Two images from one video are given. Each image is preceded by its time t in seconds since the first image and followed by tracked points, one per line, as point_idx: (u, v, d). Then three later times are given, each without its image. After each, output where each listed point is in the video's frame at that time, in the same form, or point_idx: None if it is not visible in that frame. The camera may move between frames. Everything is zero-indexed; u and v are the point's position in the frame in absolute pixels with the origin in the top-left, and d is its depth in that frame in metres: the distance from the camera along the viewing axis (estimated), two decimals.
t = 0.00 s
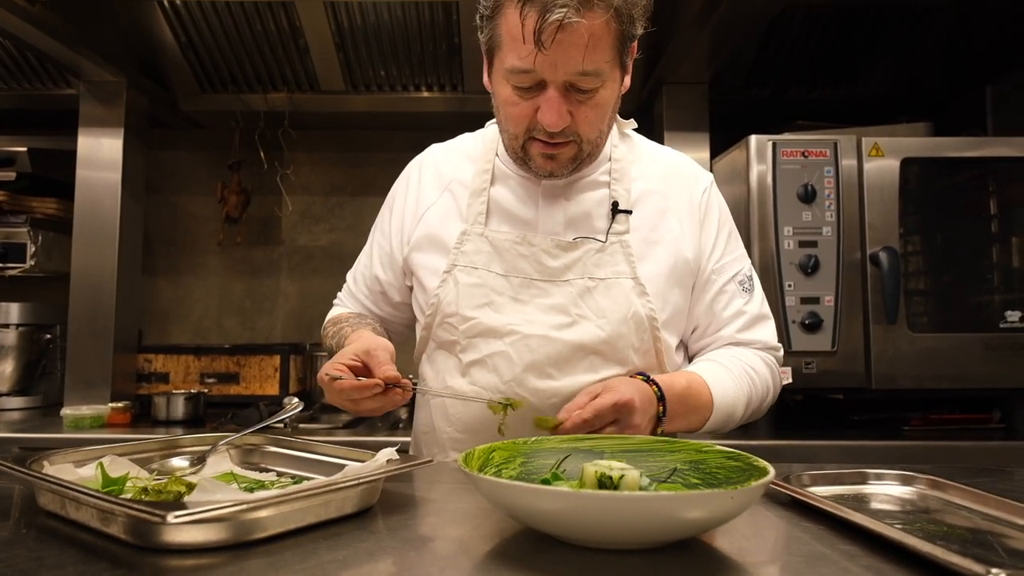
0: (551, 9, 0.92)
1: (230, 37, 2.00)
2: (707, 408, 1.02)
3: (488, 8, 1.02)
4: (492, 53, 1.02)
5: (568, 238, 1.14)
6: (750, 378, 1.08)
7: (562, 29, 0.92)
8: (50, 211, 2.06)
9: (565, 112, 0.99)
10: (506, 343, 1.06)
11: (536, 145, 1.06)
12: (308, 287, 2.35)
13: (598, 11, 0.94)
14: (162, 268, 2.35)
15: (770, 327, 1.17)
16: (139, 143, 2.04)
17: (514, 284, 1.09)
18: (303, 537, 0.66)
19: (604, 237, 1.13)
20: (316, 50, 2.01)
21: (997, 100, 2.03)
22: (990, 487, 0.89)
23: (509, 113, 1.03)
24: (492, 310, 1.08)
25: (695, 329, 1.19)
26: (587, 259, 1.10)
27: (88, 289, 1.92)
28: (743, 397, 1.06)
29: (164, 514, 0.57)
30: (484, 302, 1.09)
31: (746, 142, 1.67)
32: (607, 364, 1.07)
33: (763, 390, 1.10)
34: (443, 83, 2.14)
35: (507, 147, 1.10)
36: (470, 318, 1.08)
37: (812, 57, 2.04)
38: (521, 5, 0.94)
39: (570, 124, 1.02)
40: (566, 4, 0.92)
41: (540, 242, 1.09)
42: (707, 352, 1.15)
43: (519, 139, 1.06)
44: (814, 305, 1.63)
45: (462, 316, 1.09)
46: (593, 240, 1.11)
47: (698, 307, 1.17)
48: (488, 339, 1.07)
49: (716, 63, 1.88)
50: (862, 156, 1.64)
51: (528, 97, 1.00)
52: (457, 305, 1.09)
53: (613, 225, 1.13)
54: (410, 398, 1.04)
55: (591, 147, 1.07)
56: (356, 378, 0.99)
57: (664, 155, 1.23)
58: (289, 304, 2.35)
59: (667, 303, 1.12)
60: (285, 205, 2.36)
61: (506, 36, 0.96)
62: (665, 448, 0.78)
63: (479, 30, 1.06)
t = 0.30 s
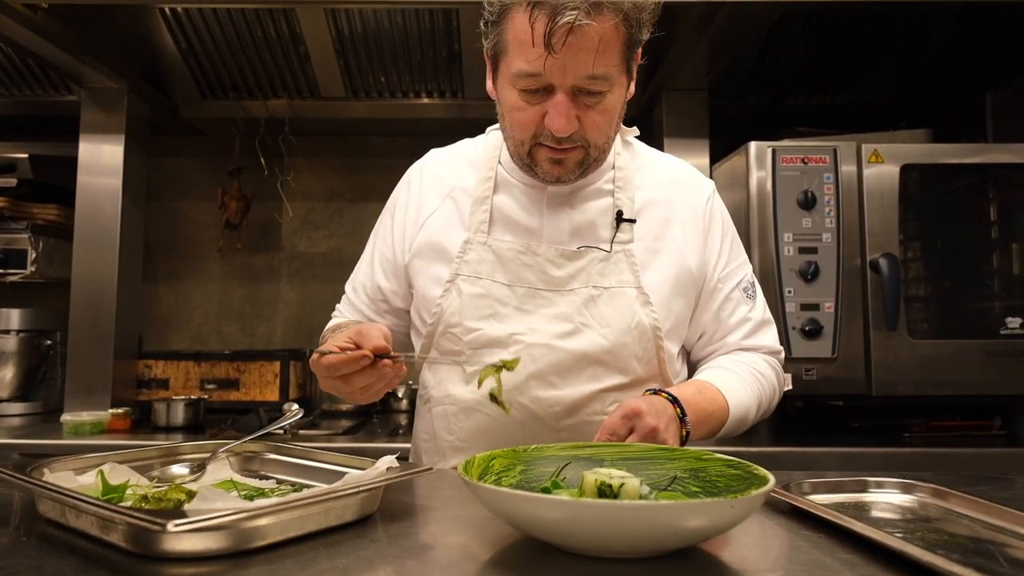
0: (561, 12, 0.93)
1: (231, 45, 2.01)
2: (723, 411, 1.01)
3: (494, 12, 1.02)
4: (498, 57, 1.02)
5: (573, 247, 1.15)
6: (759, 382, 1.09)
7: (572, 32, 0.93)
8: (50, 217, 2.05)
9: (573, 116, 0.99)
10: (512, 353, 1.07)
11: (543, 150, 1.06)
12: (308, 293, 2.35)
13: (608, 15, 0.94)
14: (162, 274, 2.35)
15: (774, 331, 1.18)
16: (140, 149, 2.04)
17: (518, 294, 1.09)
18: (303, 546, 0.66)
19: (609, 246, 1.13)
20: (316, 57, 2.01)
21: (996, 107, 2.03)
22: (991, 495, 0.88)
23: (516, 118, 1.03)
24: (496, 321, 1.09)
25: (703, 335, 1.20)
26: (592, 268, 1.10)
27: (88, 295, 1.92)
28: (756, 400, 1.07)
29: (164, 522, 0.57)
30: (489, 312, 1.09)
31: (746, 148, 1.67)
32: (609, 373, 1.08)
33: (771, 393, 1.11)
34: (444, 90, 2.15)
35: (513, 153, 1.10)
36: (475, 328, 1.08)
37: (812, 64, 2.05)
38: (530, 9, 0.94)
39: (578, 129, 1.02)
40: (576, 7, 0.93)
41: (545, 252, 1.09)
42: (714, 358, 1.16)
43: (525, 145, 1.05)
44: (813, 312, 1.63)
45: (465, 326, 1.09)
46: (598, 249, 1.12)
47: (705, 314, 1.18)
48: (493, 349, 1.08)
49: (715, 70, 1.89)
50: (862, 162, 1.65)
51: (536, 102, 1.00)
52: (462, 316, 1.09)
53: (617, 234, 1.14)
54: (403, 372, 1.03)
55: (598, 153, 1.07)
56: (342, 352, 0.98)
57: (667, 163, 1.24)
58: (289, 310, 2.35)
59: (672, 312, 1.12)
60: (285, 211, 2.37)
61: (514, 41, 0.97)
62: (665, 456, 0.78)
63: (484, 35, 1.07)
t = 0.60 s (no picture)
0: (573, 16, 0.93)
1: (231, 51, 2.02)
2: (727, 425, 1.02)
3: (503, 18, 1.02)
4: (506, 63, 1.02)
5: (582, 256, 1.15)
6: (761, 395, 1.10)
7: (584, 36, 0.92)
8: (50, 223, 2.05)
9: (583, 123, 0.99)
10: (517, 363, 1.06)
11: (551, 158, 1.05)
12: (308, 298, 2.36)
13: (619, 20, 0.94)
14: (163, 279, 2.35)
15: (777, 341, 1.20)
16: (140, 155, 2.04)
17: (526, 302, 1.09)
18: (303, 552, 0.66)
19: (618, 256, 1.13)
20: (316, 62, 2.02)
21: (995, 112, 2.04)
22: (991, 501, 0.88)
23: (524, 124, 1.03)
24: (503, 330, 1.09)
25: (706, 345, 1.21)
26: (600, 278, 1.10)
27: (88, 300, 1.92)
28: (757, 412, 1.08)
29: (164, 528, 0.57)
30: (496, 322, 1.09)
31: (746, 153, 1.68)
32: (615, 384, 1.08)
33: (773, 405, 1.12)
34: (444, 95, 2.15)
35: (521, 160, 1.09)
36: (481, 338, 1.08)
37: (811, 70, 2.06)
38: (541, 14, 0.94)
39: (588, 136, 1.01)
40: (588, 12, 0.93)
41: (554, 261, 1.09)
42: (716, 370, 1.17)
43: (534, 151, 1.05)
44: (814, 317, 1.63)
45: (471, 335, 1.09)
46: (607, 259, 1.12)
47: (710, 325, 1.18)
48: (499, 359, 1.08)
49: (715, 76, 1.89)
50: (862, 168, 1.65)
51: (545, 108, 1.00)
52: (467, 324, 1.09)
53: (627, 244, 1.14)
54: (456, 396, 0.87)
55: (608, 161, 1.07)
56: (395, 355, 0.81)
57: (675, 171, 1.24)
58: (289, 315, 2.35)
59: (680, 322, 1.12)
60: (285, 216, 2.37)
61: (524, 45, 0.96)
62: (665, 462, 0.78)
63: (492, 41, 1.07)
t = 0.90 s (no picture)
0: (610, 23, 0.89)
1: (232, 53, 2.02)
2: (731, 435, 1.04)
3: (533, 17, 0.99)
4: (533, 65, 0.99)
5: (595, 264, 1.13)
6: (766, 407, 1.12)
7: (621, 46, 0.89)
8: (51, 225, 2.06)
9: (610, 134, 0.97)
10: (521, 371, 1.07)
11: (573, 166, 1.04)
12: (308, 301, 2.36)
13: (658, 30, 0.91)
14: (163, 282, 2.35)
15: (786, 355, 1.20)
16: (141, 157, 2.04)
17: (533, 307, 1.09)
18: (303, 555, 0.66)
19: (630, 265, 1.12)
20: (316, 64, 2.03)
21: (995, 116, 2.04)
22: (991, 504, 0.88)
23: (548, 130, 1.01)
24: (508, 335, 1.09)
25: (716, 359, 1.21)
26: (611, 286, 1.10)
27: (89, 303, 1.93)
28: (761, 425, 1.09)
29: (164, 531, 0.57)
30: (501, 326, 1.09)
31: (746, 156, 1.68)
32: (619, 394, 1.09)
33: (778, 417, 1.14)
34: (445, 99, 2.15)
35: (540, 164, 1.08)
36: (487, 342, 1.08)
37: (811, 73, 2.06)
38: (576, 19, 0.91)
39: (613, 148, 1.00)
40: (628, 20, 0.89)
41: (564, 268, 1.09)
42: (724, 380, 1.19)
43: (555, 158, 1.04)
44: (814, 321, 1.63)
45: (476, 338, 1.09)
46: (619, 268, 1.11)
47: (721, 338, 1.19)
48: (503, 364, 1.08)
49: (715, 79, 1.90)
50: (862, 171, 1.65)
51: (571, 115, 0.97)
52: (472, 326, 1.09)
53: (640, 253, 1.13)
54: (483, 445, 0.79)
55: (630, 171, 1.06)
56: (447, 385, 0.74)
57: (692, 179, 1.23)
58: (289, 318, 2.35)
59: (690, 334, 1.13)
60: (285, 219, 2.37)
61: (555, 49, 0.94)
62: (665, 465, 0.78)
63: (519, 40, 1.04)
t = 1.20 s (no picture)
0: (640, 35, 0.90)
1: (232, 55, 2.03)
2: (735, 441, 1.04)
3: (558, 21, 0.99)
4: (556, 70, 0.99)
5: (602, 269, 1.13)
6: (770, 415, 1.12)
7: (650, 58, 0.90)
8: (51, 227, 2.06)
9: (631, 144, 0.97)
10: (523, 375, 1.07)
11: (589, 174, 1.04)
12: (308, 303, 2.36)
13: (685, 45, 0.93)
14: (163, 284, 2.35)
15: (793, 366, 1.21)
16: (142, 160, 2.05)
17: (538, 310, 1.09)
18: (303, 557, 0.66)
19: (638, 272, 1.12)
20: (317, 66, 2.03)
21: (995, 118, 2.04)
22: (992, 507, 0.88)
23: (567, 137, 1.00)
24: (512, 337, 1.09)
25: (722, 367, 1.22)
26: (617, 293, 1.10)
27: (89, 305, 1.93)
28: (765, 433, 1.10)
29: (164, 533, 0.57)
30: (505, 328, 1.09)
31: (746, 159, 1.68)
32: (620, 397, 1.09)
33: (783, 426, 1.14)
34: (446, 101, 2.14)
35: (555, 171, 1.08)
36: (490, 343, 1.08)
37: (811, 75, 2.07)
38: (606, 27, 0.91)
39: (631, 159, 1.00)
40: (658, 32, 0.90)
41: (571, 272, 1.09)
42: (731, 388, 1.19)
43: (572, 165, 1.03)
44: (814, 323, 1.63)
45: (479, 339, 1.09)
46: (626, 274, 1.11)
47: (728, 347, 1.19)
48: (505, 367, 1.08)
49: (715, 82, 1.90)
50: (863, 174, 1.65)
51: (592, 123, 0.97)
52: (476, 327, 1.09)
53: (648, 260, 1.12)
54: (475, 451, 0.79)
55: (644, 183, 1.06)
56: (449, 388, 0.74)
57: (704, 186, 1.23)
58: (289, 320, 2.35)
59: (697, 343, 1.13)
60: (285, 221, 2.37)
61: (580, 55, 0.94)
62: (665, 467, 0.79)
63: (541, 43, 1.04)
